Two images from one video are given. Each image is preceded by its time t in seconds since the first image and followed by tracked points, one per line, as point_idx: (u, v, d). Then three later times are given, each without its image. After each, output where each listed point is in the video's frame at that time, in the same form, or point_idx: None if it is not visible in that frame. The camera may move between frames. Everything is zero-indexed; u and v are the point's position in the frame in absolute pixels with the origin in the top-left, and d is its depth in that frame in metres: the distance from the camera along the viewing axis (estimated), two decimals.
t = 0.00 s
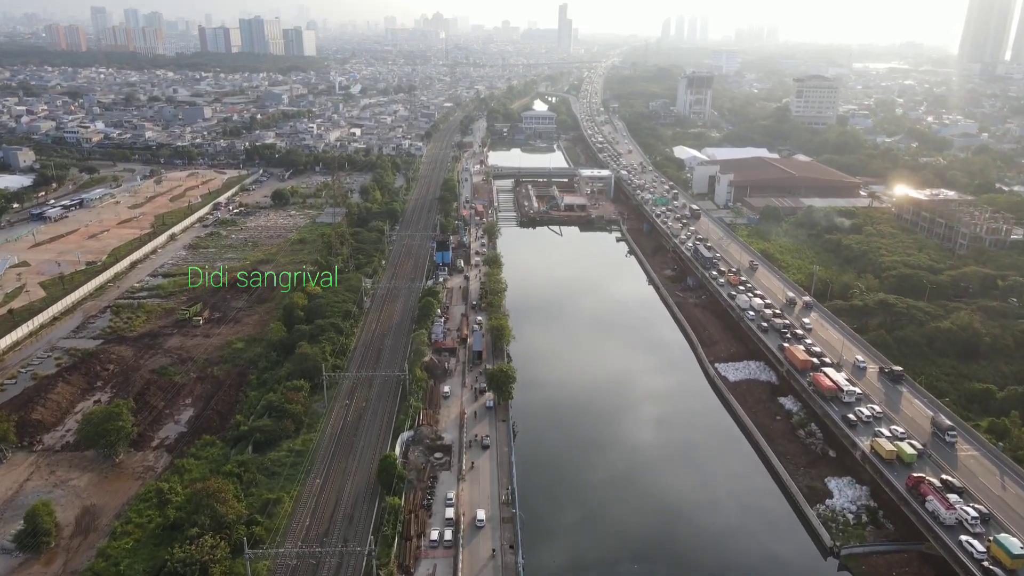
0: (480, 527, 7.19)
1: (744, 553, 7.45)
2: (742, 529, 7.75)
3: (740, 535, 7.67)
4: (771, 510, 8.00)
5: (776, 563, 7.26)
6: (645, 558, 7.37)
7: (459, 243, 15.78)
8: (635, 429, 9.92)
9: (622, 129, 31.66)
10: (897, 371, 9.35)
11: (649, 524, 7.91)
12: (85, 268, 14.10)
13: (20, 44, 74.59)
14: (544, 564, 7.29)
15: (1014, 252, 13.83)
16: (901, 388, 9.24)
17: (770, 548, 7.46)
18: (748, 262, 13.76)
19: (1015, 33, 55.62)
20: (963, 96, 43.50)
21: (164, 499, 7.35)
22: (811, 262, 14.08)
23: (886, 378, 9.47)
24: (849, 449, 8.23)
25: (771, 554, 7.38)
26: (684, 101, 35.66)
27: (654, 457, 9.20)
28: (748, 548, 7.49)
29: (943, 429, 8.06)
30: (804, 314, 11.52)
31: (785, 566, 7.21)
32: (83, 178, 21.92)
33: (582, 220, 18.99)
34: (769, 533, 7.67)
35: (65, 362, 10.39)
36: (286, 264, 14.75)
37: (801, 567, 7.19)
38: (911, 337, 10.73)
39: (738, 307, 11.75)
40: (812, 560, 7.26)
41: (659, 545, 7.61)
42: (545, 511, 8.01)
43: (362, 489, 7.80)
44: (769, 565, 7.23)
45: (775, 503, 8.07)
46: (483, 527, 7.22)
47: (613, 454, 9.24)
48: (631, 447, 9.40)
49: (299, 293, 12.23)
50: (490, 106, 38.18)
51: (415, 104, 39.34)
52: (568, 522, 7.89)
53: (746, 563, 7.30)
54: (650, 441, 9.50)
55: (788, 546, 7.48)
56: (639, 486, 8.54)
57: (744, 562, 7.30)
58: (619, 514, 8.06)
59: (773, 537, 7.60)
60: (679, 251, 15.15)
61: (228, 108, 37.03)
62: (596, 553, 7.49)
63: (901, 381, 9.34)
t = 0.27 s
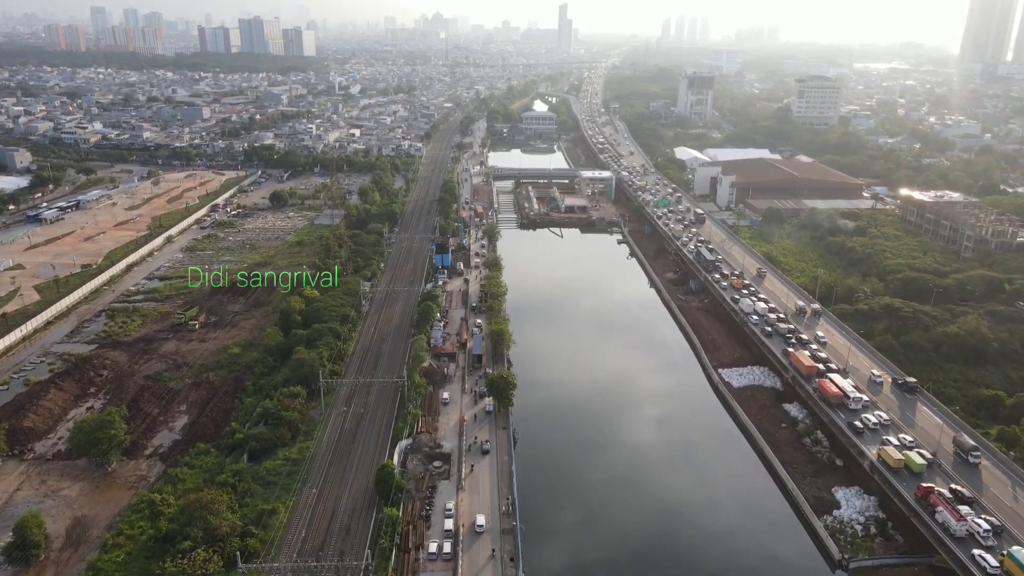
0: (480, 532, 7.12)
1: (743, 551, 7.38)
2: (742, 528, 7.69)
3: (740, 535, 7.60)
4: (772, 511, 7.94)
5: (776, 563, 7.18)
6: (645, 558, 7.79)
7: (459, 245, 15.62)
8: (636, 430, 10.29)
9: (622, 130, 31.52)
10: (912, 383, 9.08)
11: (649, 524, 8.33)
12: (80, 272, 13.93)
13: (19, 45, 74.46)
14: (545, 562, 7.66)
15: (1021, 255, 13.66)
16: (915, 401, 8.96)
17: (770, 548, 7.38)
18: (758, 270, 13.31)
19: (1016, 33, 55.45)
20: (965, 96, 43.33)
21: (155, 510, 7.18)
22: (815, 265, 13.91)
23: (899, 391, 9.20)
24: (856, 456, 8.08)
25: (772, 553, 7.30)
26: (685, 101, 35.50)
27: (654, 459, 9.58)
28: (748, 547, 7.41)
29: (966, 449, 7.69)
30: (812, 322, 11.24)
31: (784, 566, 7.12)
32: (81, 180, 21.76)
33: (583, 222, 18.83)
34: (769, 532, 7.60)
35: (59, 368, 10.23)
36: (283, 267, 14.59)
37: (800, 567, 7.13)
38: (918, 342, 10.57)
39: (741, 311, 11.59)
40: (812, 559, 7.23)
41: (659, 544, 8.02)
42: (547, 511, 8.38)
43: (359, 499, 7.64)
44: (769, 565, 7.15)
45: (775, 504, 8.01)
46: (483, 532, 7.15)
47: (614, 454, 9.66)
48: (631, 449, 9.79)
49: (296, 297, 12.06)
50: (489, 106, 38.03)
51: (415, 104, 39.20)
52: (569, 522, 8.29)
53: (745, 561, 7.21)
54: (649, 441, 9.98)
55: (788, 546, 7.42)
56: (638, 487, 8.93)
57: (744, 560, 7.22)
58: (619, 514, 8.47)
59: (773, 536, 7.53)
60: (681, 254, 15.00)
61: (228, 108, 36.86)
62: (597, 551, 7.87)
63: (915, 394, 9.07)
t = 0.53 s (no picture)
0: (480, 538, 7.02)
1: (743, 553, 7.46)
2: (741, 529, 7.77)
3: (740, 535, 7.68)
4: (772, 511, 8.01)
5: (776, 563, 7.29)
6: (645, 559, 7.38)
7: (459, 248, 15.46)
8: (635, 429, 9.94)
9: (623, 130, 31.37)
10: (926, 396, 8.75)
11: (649, 524, 7.91)
12: (75, 275, 13.77)
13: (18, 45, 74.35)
14: (544, 564, 7.31)
15: None
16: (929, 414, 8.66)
17: (770, 548, 7.47)
18: (766, 278, 12.93)
19: (1018, 33, 55.28)
20: (967, 97, 43.17)
21: (147, 522, 7.01)
22: (819, 269, 13.74)
23: (913, 403, 8.89)
24: (862, 463, 7.94)
25: (772, 554, 7.40)
26: (686, 101, 35.34)
27: (654, 459, 9.19)
28: (748, 548, 7.49)
29: (991, 471, 7.32)
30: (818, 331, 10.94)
31: (784, 566, 7.24)
32: (78, 181, 21.60)
33: (584, 223, 18.67)
34: (769, 533, 7.69)
35: (51, 374, 10.06)
36: (281, 270, 14.42)
37: (800, 567, 7.22)
38: (924, 347, 10.40)
39: (745, 316, 11.44)
40: (812, 559, 7.30)
41: (659, 546, 7.59)
42: (545, 512, 8.03)
43: (356, 509, 7.48)
44: (770, 566, 7.24)
45: (775, 504, 8.09)
46: (483, 538, 7.05)
47: (614, 453, 9.27)
48: (630, 448, 9.40)
49: (294, 301, 11.90)
50: (489, 106, 37.88)
51: (415, 105, 39.07)
52: (568, 523, 7.90)
53: (746, 563, 7.31)
54: (650, 441, 9.58)
55: (788, 546, 7.51)
56: (638, 486, 8.53)
57: (745, 562, 7.31)
58: (619, 514, 8.07)
59: (773, 538, 7.62)
60: (683, 256, 14.83)
61: (227, 109, 36.71)
62: (597, 553, 7.50)
63: (928, 406, 8.76)
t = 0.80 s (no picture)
0: (479, 544, 6.94)
1: (745, 553, 7.39)
2: (743, 530, 7.70)
3: (741, 536, 7.61)
4: (772, 511, 7.96)
5: (779, 564, 7.23)
6: (645, 561, 7.28)
7: (458, 250, 15.30)
8: (634, 428, 9.76)
9: (623, 131, 31.21)
10: (942, 409, 8.41)
11: (649, 525, 7.80)
12: (70, 278, 13.60)
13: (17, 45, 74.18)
14: (544, 565, 7.22)
15: None
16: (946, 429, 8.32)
17: (772, 549, 7.42)
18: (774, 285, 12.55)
19: (1019, 33, 55.12)
20: (969, 97, 43.01)
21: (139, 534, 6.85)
22: (823, 272, 13.58)
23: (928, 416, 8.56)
24: (870, 473, 7.76)
25: (774, 555, 7.34)
26: (687, 102, 35.18)
27: (654, 458, 9.03)
28: (750, 549, 7.43)
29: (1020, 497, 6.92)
30: (827, 341, 10.59)
31: (786, 567, 7.18)
32: (74, 182, 21.43)
33: (585, 225, 18.50)
34: (771, 533, 7.64)
35: (44, 380, 9.89)
36: (279, 273, 14.26)
37: (802, 568, 7.16)
38: (931, 352, 10.24)
39: (749, 320, 11.26)
40: (813, 560, 7.25)
41: (659, 547, 7.48)
42: (544, 512, 7.94)
43: (353, 520, 7.31)
44: (772, 567, 7.18)
45: (775, 504, 8.05)
46: (483, 548, 6.91)
47: (614, 452, 9.13)
48: (630, 447, 9.24)
49: (291, 305, 11.73)
50: (489, 107, 37.71)
51: (414, 105, 38.93)
52: (569, 524, 7.79)
53: (748, 564, 7.24)
54: (650, 440, 9.43)
55: (789, 547, 7.45)
56: (638, 487, 8.39)
57: (746, 563, 7.25)
58: (620, 514, 7.95)
59: (775, 539, 7.56)
60: (686, 259, 14.67)
61: (226, 109, 36.55)
62: (597, 554, 7.39)
63: (945, 420, 8.42)
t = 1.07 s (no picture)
0: (479, 550, 6.85)
1: (744, 552, 7.42)
2: (742, 529, 7.73)
3: (740, 535, 7.66)
4: (771, 511, 7.99)
5: (778, 564, 7.25)
6: (645, 561, 7.31)
7: (458, 253, 15.14)
8: (635, 430, 9.80)
9: (624, 131, 31.04)
10: (960, 425, 8.10)
11: (649, 525, 7.84)
12: (65, 281, 13.43)
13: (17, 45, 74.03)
14: (545, 564, 7.24)
15: None
16: (963, 444, 8.00)
17: (771, 548, 7.45)
18: (783, 293, 12.13)
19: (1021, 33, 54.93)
20: (970, 98, 42.82)
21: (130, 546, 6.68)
22: (827, 275, 13.41)
23: (944, 429, 8.24)
24: (880, 484, 7.58)
25: (774, 555, 7.37)
26: (687, 102, 35.02)
27: (654, 459, 9.07)
28: (749, 548, 7.46)
29: None
30: (837, 352, 10.18)
31: (785, 566, 7.20)
32: (71, 184, 21.25)
33: (586, 227, 18.33)
34: (770, 533, 7.66)
35: (36, 386, 9.72)
36: (276, 276, 14.09)
37: (802, 568, 7.19)
38: (939, 358, 10.07)
39: (752, 324, 11.12)
40: (814, 560, 7.27)
41: (658, 547, 7.51)
42: (545, 512, 7.98)
43: (350, 532, 7.15)
44: (772, 566, 7.21)
45: (774, 504, 8.07)
46: (482, 561, 6.74)
47: (614, 454, 9.16)
48: (630, 449, 9.29)
49: (289, 309, 11.57)
50: (489, 107, 37.56)
51: (414, 106, 38.78)
52: (568, 524, 7.82)
53: (748, 563, 7.27)
54: (650, 441, 9.48)
55: (790, 546, 7.47)
56: (638, 488, 8.43)
57: (745, 562, 7.28)
58: (620, 515, 7.98)
59: (775, 538, 7.59)
60: (688, 262, 14.52)
61: (224, 109, 36.38)
62: (597, 554, 7.40)
63: (961, 434, 8.12)
